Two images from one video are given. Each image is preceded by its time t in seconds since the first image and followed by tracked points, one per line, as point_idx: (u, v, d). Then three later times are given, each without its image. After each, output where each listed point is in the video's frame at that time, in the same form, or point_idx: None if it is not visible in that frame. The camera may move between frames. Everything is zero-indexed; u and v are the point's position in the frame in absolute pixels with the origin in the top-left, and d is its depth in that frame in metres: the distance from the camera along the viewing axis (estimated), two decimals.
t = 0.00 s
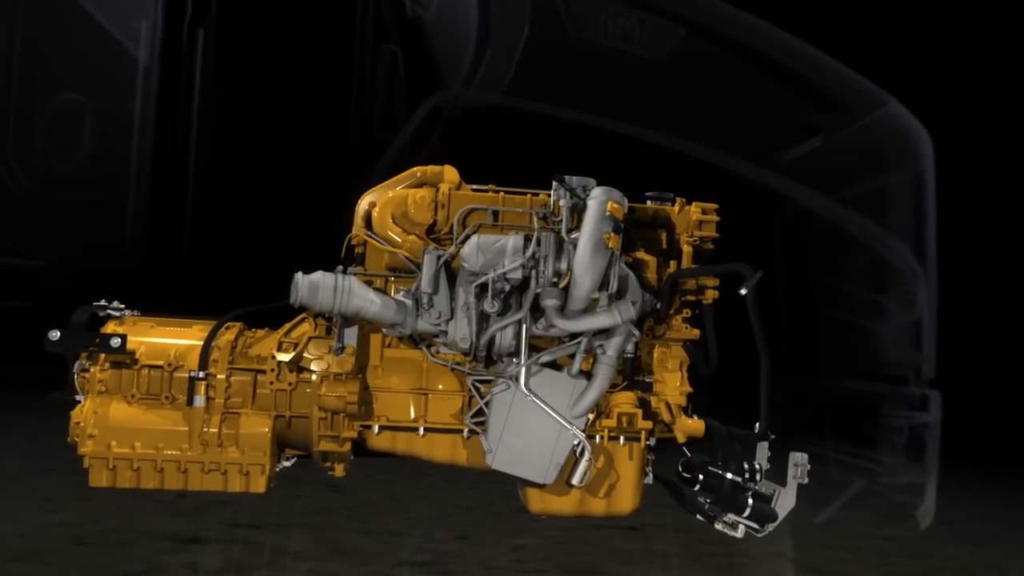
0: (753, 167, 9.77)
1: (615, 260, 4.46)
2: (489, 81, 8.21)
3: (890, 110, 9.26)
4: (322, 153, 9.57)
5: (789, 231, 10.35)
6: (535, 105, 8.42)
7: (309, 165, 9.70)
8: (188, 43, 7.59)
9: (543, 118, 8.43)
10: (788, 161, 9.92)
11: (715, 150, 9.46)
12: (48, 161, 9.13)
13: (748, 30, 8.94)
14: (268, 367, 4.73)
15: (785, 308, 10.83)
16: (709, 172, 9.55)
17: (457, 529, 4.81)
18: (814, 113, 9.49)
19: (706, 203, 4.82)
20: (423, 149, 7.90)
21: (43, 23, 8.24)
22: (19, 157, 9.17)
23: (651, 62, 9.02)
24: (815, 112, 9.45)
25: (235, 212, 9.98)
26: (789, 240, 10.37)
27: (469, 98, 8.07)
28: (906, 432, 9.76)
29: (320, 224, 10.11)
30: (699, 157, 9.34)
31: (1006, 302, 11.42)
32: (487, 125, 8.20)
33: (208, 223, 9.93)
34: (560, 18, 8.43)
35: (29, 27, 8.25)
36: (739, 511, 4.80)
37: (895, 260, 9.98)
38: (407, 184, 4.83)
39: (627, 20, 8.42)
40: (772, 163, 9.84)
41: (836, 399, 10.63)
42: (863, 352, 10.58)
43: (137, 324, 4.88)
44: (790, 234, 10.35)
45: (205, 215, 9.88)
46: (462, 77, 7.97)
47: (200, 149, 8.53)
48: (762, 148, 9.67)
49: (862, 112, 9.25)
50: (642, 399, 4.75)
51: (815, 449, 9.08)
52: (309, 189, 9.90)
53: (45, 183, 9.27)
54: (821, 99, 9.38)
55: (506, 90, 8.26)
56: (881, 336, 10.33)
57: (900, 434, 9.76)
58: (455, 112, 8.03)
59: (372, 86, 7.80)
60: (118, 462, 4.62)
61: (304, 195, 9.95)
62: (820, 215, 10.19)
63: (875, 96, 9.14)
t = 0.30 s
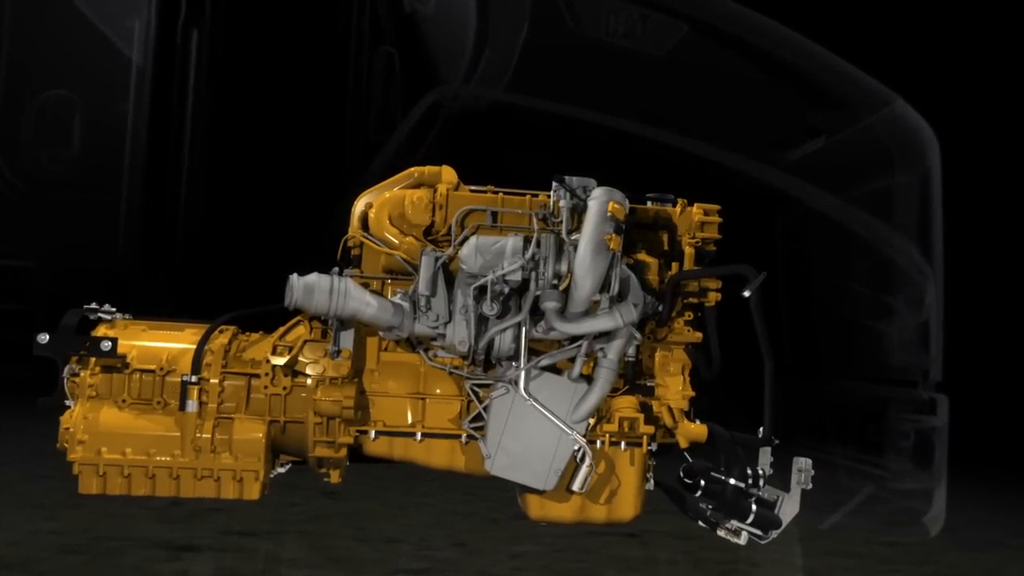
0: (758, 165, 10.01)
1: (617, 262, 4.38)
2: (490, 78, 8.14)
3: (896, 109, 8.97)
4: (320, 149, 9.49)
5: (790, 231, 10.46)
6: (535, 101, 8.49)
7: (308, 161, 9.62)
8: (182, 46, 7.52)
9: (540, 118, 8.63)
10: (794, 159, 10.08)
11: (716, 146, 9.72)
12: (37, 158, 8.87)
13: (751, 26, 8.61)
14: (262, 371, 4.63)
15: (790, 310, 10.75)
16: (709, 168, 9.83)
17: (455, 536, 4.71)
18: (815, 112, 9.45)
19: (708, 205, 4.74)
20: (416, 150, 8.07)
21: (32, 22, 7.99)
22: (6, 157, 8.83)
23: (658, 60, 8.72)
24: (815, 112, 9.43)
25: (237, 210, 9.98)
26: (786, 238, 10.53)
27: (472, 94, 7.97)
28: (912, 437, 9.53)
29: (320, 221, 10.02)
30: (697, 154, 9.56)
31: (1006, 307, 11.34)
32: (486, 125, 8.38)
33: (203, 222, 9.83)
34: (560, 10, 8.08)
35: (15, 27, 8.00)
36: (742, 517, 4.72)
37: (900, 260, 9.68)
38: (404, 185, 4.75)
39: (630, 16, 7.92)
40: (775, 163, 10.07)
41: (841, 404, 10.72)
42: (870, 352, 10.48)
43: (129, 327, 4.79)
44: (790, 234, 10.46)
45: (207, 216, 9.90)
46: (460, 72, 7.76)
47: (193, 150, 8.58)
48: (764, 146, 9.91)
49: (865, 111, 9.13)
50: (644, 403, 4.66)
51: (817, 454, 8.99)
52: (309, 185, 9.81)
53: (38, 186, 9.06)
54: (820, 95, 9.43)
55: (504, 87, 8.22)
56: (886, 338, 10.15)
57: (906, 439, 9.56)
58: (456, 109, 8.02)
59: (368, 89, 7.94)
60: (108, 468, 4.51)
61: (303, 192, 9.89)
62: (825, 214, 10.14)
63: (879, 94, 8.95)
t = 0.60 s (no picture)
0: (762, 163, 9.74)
1: (618, 264, 4.29)
2: (491, 72, 7.86)
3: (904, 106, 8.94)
4: (315, 145, 9.32)
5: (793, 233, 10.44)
6: (538, 97, 8.24)
7: (303, 158, 9.45)
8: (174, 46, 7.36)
9: (540, 120, 8.46)
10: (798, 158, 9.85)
11: (719, 144, 9.53)
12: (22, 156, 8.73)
13: (758, 24, 8.31)
14: (255, 376, 4.52)
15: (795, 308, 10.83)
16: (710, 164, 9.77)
17: (452, 545, 4.60)
18: (823, 113, 9.22)
19: (710, 206, 4.66)
20: (414, 147, 8.02)
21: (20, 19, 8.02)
22: None
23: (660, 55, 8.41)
24: (823, 113, 9.20)
25: (230, 211, 9.68)
26: (790, 236, 10.46)
27: (474, 87, 7.78)
28: (919, 444, 9.74)
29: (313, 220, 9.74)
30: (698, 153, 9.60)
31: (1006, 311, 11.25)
32: (486, 125, 8.21)
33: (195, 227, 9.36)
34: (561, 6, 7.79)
35: (6, 23, 8.02)
36: (747, 525, 4.60)
37: (909, 261, 9.87)
38: (400, 186, 4.65)
39: (632, 10, 7.72)
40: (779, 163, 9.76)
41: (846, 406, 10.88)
42: (876, 353, 10.58)
43: (118, 332, 4.68)
44: (793, 235, 10.45)
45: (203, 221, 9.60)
46: (460, 67, 7.61)
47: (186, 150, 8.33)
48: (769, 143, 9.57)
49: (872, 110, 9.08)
50: (646, 409, 4.56)
51: (819, 460, 8.88)
52: (303, 184, 9.59)
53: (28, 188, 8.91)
54: (829, 95, 9.09)
55: (505, 85, 7.97)
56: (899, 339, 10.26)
57: (912, 444, 9.74)
58: (456, 107, 7.86)
59: (364, 87, 7.97)
60: (96, 476, 4.40)
61: (297, 189, 9.63)
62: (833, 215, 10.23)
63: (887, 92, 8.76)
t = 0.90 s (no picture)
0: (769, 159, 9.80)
1: (620, 265, 4.20)
2: (490, 67, 8.38)
3: (909, 105, 8.65)
4: (310, 137, 9.01)
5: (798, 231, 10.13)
6: (536, 94, 8.66)
7: (297, 151, 9.14)
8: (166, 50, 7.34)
9: (537, 116, 8.72)
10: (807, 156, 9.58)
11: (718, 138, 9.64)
12: (8, 153, 8.54)
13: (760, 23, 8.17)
14: (248, 381, 4.41)
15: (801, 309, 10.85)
16: (709, 161, 9.71)
17: (450, 553, 4.49)
18: (827, 113, 9.29)
19: (712, 207, 4.59)
20: (416, 147, 8.00)
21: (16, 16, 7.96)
22: None
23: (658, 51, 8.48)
24: (827, 113, 9.28)
25: (223, 209, 9.44)
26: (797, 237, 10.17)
27: (475, 83, 8.18)
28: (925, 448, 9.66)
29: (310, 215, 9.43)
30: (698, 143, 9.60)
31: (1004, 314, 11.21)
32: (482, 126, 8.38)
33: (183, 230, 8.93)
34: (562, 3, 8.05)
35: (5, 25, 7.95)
36: (750, 532, 4.53)
37: (919, 266, 9.60)
38: (397, 186, 4.57)
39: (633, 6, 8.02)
40: (789, 160, 9.69)
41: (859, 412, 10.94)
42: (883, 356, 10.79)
43: (108, 335, 4.58)
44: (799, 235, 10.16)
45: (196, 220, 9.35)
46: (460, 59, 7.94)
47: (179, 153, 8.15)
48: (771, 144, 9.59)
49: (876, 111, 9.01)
50: (648, 414, 4.47)
51: (824, 465, 8.77)
52: (297, 184, 9.35)
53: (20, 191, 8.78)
54: (833, 95, 9.19)
55: (502, 85, 8.44)
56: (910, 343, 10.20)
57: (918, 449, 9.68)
58: (461, 107, 8.09)
59: (360, 88, 8.06)
60: (85, 484, 4.28)
61: (291, 190, 9.41)
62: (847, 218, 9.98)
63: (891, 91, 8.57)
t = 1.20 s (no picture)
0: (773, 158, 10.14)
1: (621, 267, 4.12)
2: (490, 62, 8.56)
3: (918, 101, 8.67)
4: (306, 134, 8.88)
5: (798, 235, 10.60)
6: (536, 89, 8.85)
7: (296, 147, 9.00)
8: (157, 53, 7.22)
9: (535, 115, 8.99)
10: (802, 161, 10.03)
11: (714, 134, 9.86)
12: None
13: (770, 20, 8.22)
14: (240, 387, 4.31)
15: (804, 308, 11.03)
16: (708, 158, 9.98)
17: (448, 562, 4.38)
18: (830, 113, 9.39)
19: (715, 208, 4.50)
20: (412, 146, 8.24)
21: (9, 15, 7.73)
22: None
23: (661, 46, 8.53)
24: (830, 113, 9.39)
25: (219, 206, 9.27)
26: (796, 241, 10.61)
27: (474, 77, 8.43)
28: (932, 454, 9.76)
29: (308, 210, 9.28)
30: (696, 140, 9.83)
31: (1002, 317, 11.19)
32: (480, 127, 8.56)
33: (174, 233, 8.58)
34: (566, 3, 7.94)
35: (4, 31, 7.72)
36: (754, 540, 4.39)
37: (928, 265, 9.59)
38: (394, 187, 4.48)
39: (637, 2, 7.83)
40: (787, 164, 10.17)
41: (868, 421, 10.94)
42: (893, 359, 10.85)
43: (98, 340, 4.48)
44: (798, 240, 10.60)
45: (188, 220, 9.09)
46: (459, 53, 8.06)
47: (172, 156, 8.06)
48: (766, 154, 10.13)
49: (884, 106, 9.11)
50: (650, 419, 4.39)
51: (830, 472, 8.68)
52: (290, 186, 9.30)
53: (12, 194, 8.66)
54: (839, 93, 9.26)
55: (501, 82, 8.65)
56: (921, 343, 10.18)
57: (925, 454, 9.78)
58: (461, 106, 8.33)
59: (356, 90, 8.21)
60: (73, 492, 4.15)
61: (284, 193, 9.36)
62: (852, 213, 10.27)
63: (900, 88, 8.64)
